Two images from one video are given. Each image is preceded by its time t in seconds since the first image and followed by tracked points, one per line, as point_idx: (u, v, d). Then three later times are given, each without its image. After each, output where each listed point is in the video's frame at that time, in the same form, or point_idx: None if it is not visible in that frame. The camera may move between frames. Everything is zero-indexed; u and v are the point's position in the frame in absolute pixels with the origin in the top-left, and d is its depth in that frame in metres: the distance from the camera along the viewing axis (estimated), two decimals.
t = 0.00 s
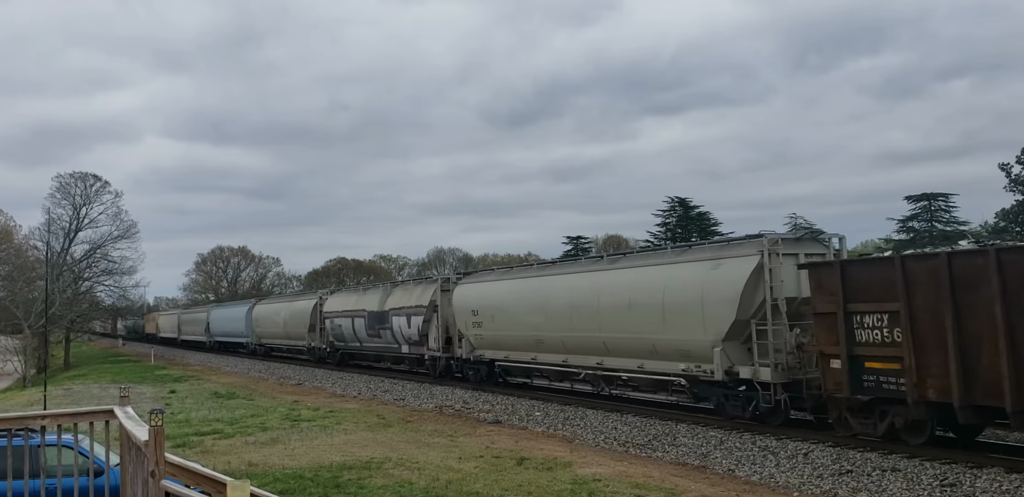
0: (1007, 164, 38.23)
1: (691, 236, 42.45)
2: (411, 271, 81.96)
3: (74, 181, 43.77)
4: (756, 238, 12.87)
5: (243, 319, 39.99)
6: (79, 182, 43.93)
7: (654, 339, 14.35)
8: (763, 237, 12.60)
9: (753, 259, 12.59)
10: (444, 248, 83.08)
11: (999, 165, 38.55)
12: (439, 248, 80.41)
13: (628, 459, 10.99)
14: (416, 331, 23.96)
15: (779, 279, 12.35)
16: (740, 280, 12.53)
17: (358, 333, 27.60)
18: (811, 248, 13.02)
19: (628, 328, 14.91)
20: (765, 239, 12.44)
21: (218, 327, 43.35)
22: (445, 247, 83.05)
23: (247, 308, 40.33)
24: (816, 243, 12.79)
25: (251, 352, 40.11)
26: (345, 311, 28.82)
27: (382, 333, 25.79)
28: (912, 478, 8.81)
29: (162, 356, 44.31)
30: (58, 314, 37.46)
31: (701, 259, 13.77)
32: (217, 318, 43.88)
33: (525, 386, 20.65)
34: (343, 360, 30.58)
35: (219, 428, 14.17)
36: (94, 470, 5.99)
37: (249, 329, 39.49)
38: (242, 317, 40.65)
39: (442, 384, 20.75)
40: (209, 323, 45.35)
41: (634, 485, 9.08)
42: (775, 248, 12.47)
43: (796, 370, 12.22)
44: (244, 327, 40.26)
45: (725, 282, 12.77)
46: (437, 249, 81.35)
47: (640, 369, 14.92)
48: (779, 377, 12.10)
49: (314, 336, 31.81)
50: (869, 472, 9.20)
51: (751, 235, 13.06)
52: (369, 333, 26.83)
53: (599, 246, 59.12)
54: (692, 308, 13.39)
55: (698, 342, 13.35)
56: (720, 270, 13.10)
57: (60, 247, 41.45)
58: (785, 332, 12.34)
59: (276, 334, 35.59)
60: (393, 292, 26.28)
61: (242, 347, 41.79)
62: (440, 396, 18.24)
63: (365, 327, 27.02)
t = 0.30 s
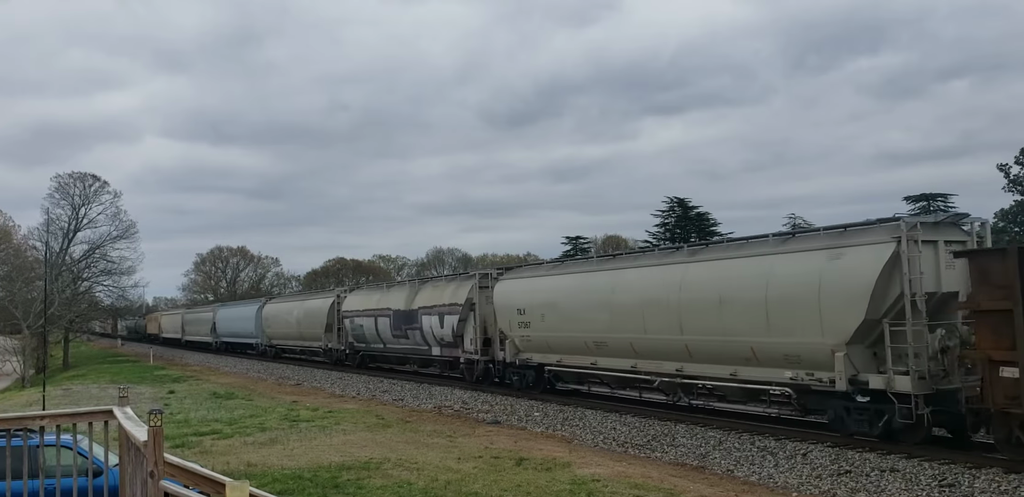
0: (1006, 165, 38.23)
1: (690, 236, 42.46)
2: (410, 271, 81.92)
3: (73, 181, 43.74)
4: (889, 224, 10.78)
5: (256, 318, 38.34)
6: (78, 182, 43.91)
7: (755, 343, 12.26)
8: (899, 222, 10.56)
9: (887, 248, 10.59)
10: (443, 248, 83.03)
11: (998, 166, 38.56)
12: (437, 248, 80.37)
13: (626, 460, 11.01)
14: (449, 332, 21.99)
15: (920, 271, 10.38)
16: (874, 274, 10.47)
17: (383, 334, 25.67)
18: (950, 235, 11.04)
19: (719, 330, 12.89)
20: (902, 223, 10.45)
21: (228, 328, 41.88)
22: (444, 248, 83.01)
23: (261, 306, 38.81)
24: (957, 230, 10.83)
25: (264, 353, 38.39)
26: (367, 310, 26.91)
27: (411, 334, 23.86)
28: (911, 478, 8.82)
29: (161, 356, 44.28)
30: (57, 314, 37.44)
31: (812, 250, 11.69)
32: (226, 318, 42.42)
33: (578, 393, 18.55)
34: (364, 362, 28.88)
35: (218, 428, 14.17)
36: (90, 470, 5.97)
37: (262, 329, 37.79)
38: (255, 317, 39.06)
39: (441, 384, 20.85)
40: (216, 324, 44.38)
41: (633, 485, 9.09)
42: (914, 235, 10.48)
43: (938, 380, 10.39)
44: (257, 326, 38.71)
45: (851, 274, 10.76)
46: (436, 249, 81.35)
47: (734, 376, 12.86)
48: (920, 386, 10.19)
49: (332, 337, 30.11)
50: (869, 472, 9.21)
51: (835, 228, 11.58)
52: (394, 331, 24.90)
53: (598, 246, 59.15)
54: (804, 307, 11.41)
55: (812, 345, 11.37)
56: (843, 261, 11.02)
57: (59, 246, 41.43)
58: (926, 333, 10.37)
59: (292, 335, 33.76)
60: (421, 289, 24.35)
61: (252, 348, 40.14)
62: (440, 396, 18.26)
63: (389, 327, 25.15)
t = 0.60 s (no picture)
0: (1004, 165, 38.30)
1: (689, 236, 42.50)
2: (410, 271, 81.91)
3: (72, 181, 43.70)
4: None
5: (270, 317, 36.53)
6: (77, 181, 43.86)
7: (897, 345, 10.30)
8: None
9: None
10: (443, 248, 83.01)
11: (997, 166, 38.61)
12: (437, 247, 80.37)
13: (626, 459, 11.00)
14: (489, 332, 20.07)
15: None
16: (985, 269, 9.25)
17: (411, 334, 23.70)
18: None
19: (851, 330, 10.87)
20: None
21: (239, 328, 40.35)
22: (443, 247, 82.99)
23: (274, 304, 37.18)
24: None
25: (276, 355, 36.51)
26: (393, 307, 24.91)
27: (445, 334, 21.88)
28: (910, 477, 8.83)
29: (159, 356, 44.19)
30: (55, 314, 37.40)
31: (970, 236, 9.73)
32: (236, 317, 40.83)
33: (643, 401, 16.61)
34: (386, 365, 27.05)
35: (216, 428, 14.13)
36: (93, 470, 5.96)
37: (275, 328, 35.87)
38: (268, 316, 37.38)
39: (441, 383, 20.77)
40: (225, 325, 43.06)
41: (632, 485, 9.08)
42: None
43: None
44: (270, 325, 37.08)
45: None
46: (435, 249, 81.33)
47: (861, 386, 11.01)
48: None
49: (352, 337, 28.27)
50: (868, 472, 9.21)
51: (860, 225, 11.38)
52: (425, 329, 22.90)
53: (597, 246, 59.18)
54: (963, 302, 9.47)
55: (972, 348, 9.44)
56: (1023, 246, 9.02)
57: (56, 246, 41.38)
58: None
59: (309, 336, 31.83)
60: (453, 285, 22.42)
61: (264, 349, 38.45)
62: (439, 395, 18.22)
63: (419, 326, 23.18)
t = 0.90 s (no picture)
0: (1004, 165, 38.34)
1: (689, 236, 42.49)
2: (409, 271, 81.83)
3: (71, 180, 43.69)
4: None
5: (284, 317, 34.51)
6: (76, 181, 43.83)
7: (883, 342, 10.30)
8: None
9: None
10: (443, 248, 82.96)
11: (998, 166, 38.63)
12: (436, 247, 80.36)
13: (625, 459, 11.00)
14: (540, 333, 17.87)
15: None
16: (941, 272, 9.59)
17: (446, 334, 21.49)
18: None
19: (960, 329, 9.36)
20: None
21: (250, 329, 38.53)
22: (443, 247, 82.95)
23: (287, 303, 35.34)
24: None
25: (292, 357, 34.41)
26: (424, 305, 22.70)
27: (486, 335, 19.69)
28: (909, 477, 8.83)
29: (158, 356, 44.11)
30: (55, 314, 37.36)
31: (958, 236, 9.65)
32: (247, 317, 38.99)
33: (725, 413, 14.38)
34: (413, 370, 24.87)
35: (216, 427, 14.11)
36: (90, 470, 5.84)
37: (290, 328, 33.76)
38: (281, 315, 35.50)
39: (440, 383, 20.75)
40: (236, 326, 41.45)
41: (632, 485, 9.08)
42: None
43: None
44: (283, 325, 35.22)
45: None
46: (434, 248, 81.30)
47: (847, 384, 11.01)
48: None
49: (376, 338, 26.21)
50: (867, 472, 9.22)
51: (843, 226, 11.38)
52: (463, 329, 20.69)
53: (597, 246, 59.18)
54: None
55: None
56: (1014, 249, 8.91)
57: (55, 246, 41.37)
58: None
59: (327, 336, 29.71)
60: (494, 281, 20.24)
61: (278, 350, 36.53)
62: (438, 396, 18.20)
63: (455, 325, 21.01)
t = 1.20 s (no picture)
0: (1005, 165, 38.37)
1: (689, 236, 42.51)
2: (409, 271, 81.82)
3: (71, 180, 43.69)
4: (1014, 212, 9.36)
5: (301, 317, 33.11)
6: (76, 181, 43.84)
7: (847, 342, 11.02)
8: None
9: None
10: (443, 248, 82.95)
11: (998, 166, 38.66)
12: (436, 247, 80.39)
13: (625, 459, 11.01)
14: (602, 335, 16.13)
15: None
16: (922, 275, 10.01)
17: (488, 336, 19.86)
18: None
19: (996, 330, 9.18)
20: None
21: (265, 329, 37.22)
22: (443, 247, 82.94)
23: (303, 302, 34.01)
24: None
25: (311, 360, 32.93)
26: (461, 304, 21.08)
27: (536, 337, 18.05)
28: (909, 478, 8.84)
29: (158, 356, 44.06)
30: (54, 313, 37.36)
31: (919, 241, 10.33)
32: (261, 318, 37.68)
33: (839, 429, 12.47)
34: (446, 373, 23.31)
35: (215, 427, 14.11)
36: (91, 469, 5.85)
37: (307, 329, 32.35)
38: (297, 315, 34.18)
39: (440, 384, 20.75)
40: (248, 326, 40.17)
41: (631, 485, 9.08)
42: None
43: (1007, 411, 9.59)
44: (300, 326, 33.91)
45: None
46: (434, 249, 81.29)
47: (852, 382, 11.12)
48: None
49: (404, 338, 24.71)
50: (866, 472, 9.23)
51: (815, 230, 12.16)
52: (507, 329, 19.07)
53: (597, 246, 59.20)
54: None
55: None
56: (972, 254, 9.54)
57: (55, 246, 41.39)
58: None
59: (350, 338, 28.26)
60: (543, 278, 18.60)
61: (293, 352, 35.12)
62: (438, 396, 18.19)
63: (498, 325, 19.41)
